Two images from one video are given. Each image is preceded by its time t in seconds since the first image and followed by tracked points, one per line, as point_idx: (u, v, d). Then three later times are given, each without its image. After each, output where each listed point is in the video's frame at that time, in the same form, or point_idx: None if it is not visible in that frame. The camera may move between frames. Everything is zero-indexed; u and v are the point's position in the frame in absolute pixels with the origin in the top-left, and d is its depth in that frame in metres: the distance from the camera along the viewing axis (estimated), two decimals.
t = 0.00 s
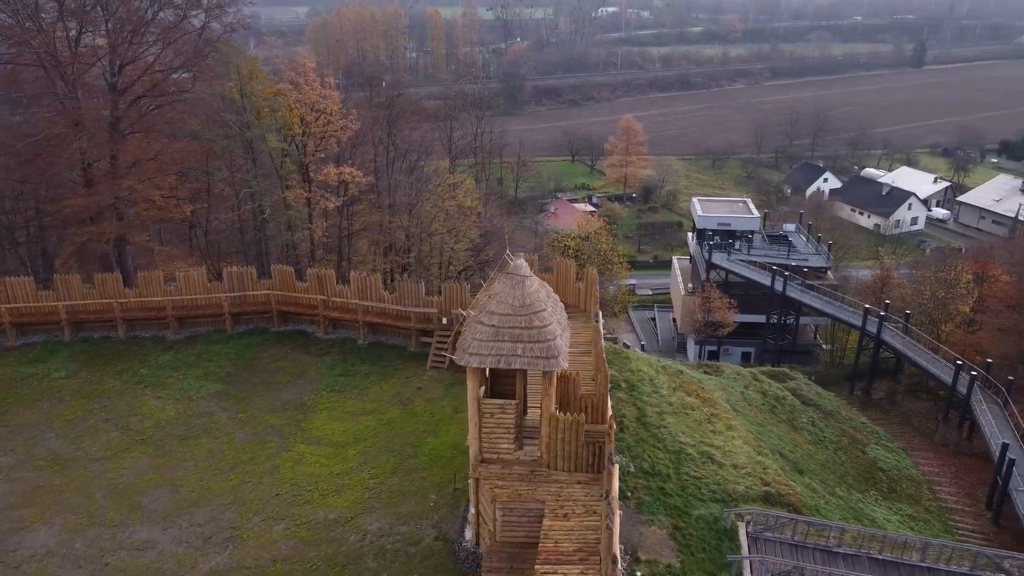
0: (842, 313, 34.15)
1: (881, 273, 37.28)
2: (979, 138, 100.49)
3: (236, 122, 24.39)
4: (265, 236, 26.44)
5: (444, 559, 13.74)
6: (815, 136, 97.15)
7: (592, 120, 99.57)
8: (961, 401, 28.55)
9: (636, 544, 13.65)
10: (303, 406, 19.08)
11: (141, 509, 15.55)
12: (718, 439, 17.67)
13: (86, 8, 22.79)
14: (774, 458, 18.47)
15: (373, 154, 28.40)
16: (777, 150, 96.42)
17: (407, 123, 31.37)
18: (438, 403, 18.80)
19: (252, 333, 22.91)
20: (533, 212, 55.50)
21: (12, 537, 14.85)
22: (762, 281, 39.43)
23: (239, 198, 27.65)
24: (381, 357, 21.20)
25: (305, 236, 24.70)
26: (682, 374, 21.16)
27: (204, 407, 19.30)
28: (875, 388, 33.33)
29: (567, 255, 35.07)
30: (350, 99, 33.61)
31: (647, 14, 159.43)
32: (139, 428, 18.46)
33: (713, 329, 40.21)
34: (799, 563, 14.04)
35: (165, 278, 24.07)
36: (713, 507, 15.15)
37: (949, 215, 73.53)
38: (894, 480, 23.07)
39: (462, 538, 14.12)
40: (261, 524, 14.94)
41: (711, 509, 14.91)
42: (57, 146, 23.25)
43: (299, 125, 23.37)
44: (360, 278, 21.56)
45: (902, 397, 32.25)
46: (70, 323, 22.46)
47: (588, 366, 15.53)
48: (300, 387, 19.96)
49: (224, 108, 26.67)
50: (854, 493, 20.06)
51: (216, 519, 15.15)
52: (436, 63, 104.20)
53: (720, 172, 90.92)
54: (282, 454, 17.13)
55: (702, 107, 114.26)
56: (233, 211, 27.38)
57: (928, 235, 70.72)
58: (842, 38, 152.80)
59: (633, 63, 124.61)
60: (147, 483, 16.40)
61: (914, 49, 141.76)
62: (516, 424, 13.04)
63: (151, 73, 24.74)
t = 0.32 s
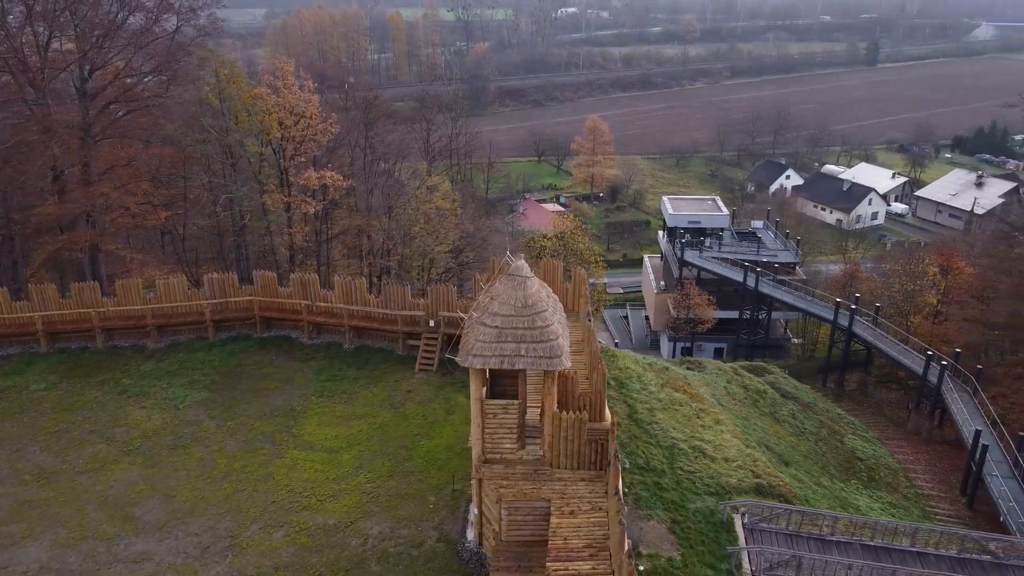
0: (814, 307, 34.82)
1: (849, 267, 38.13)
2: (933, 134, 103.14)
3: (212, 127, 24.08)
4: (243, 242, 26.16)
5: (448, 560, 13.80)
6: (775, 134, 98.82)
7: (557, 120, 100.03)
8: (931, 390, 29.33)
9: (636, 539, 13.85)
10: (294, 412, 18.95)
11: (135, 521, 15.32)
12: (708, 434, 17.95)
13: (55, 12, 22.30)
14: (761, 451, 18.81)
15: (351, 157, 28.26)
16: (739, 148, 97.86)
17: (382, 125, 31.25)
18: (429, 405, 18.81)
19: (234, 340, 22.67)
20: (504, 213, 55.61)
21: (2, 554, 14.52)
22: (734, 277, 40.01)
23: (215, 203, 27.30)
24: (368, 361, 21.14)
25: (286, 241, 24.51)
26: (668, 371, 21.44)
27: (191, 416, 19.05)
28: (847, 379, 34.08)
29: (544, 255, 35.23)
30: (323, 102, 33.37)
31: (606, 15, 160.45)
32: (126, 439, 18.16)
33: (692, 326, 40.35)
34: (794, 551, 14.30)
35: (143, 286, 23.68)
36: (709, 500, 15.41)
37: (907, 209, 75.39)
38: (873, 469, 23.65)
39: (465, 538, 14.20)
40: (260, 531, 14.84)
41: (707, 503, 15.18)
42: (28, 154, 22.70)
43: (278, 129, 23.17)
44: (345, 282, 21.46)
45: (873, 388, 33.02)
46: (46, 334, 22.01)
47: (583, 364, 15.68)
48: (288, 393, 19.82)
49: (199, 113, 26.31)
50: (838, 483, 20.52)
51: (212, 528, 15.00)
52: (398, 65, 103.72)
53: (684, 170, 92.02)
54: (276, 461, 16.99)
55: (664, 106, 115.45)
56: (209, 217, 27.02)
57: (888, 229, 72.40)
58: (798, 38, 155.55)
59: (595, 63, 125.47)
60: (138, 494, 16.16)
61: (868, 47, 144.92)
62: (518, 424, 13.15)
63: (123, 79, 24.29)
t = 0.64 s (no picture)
0: (788, 302, 35.44)
1: (821, 263, 38.90)
2: (892, 130, 105.48)
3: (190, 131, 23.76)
4: (224, 247, 25.90)
5: (451, 561, 13.87)
6: (740, 132, 100.19)
7: (524, 120, 100.29)
8: (904, 381, 30.06)
9: (637, 534, 14.05)
10: (285, 418, 18.83)
11: (129, 532, 15.11)
12: (699, 429, 18.23)
13: (25, 17, 21.80)
14: (750, 444, 19.14)
15: (330, 160, 28.10)
16: (705, 146, 99.04)
17: (359, 128, 31.09)
18: (422, 407, 18.82)
19: (219, 346, 22.44)
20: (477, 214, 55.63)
21: None
22: (708, 274, 40.53)
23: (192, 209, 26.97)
24: (357, 365, 21.08)
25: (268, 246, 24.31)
26: (655, 368, 21.71)
27: (179, 424, 18.83)
28: (822, 372, 34.75)
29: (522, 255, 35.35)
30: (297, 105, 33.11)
31: (569, 15, 161.14)
32: (115, 449, 17.89)
33: (674, 322, 41.04)
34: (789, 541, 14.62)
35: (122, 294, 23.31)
36: (704, 493, 15.66)
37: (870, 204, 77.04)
38: (853, 459, 24.19)
39: (467, 539, 14.28)
40: (259, 539, 14.75)
41: (703, 496, 15.43)
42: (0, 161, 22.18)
43: (259, 133, 22.97)
44: (331, 286, 21.37)
45: (848, 380, 33.74)
46: (24, 344, 21.56)
47: (578, 364, 15.88)
48: (277, 398, 19.69)
49: (174, 118, 25.94)
50: (822, 474, 20.97)
51: (211, 536, 14.87)
52: (363, 67, 103.06)
53: (652, 169, 92.90)
54: (270, 467, 16.88)
55: (630, 106, 116.36)
56: (187, 222, 26.66)
57: (852, 224, 73.88)
58: (758, 37, 157.80)
59: (561, 63, 126.07)
60: (131, 504, 15.93)
61: (827, 46, 147.63)
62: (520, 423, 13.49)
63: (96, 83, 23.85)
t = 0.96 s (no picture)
0: (761, 298, 36.07)
1: (790, 259, 39.69)
2: (848, 127, 107.85)
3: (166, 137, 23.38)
4: (202, 254, 25.57)
5: (456, 562, 13.93)
6: (701, 131, 101.59)
7: (488, 121, 100.40)
8: (875, 372, 30.83)
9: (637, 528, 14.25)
10: (274, 425, 18.69)
11: (124, 545, 14.88)
12: (688, 424, 18.53)
13: None
14: (737, 438, 19.50)
15: (306, 164, 27.89)
16: (668, 145, 100.24)
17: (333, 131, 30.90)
18: (413, 410, 18.82)
19: (200, 354, 22.16)
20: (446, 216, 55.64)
21: None
22: (681, 272, 41.05)
23: (167, 215, 26.56)
24: (344, 369, 21.00)
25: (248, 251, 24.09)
26: (640, 365, 22.00)
27: (167, 434, 18.57)
28: (795, 365, 35.47)
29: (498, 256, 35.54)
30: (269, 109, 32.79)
31: (528, 16, 161.64)
32: (102, 461, 17.56)
33: (653, 319, 42.28)
34: (784, 530, 14.94)
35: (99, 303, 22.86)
36: (699, 487, 15.93)
37: (830, 200, 78.74)
38: (832, 449, 24.77)
39: (469, 540, 14.35)
40: (259, 547, 14.63)
41: (698, 490, 15.69)
42: None
43: (237, 138, 22.77)
44: (316, 291, 21.25)
45: (820, 373, 34.50)
46: None
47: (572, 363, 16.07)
48: (265, 406, 19.52)
49: (147, 123, 25.48)
50: (805, 464, 21.45)
51: (209, 546, 14.72)
52: (323, 69, 102.16)
53: (616, 169, 93.73)
54: (264, 475, 16.75)
55: (592, 106, 117.20)
56: (162, 229, 26.22)
57: (813, 220, 75.45)
58: (715, 37, 160.09)
59: (522, 64, 126.45)
60: (123, 516, 15.68)
61: (782, 45, 150.35)
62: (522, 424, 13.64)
63: (66, 89, 23.32)
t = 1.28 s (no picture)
0: (736, 294, 36.62)
1: (763, 256, 40.35)
2: (809, 126, 109.76)
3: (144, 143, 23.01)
4: (181, 261, 25.21)
5: (460, 563, 14.00)
6: (667, 131, 102.62)
7: (454, 123, 100.27)
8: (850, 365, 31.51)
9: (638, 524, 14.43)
10: (266, 432, 18.56)
11: (120, 558, 14.65)
12: (679, 420, 18.79)
13: None
14: (726, 433, 19.83)
15: (285, 169, 27.67)
16: (635, 145, 101.10)
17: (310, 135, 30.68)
18: (405, 414, 18.82)
19: (184, 363, 21.88)
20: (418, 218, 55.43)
21: None
22: (656, 270, 41.50)
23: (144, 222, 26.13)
24: (333, 375, 20.92)
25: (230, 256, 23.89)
26: (627, 364, 22.23)
27: (156, 444, 18.31)
28: (770, 360, 36.09)
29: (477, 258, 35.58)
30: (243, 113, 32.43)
31: (490, 17, 161.76)
32: (90, 474, 17.24)
33: (635, 318, 42.97)
34: (779, 522, 15.21)
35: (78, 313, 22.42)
36: (694, 482, 16.17)
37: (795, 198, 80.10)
38: (813, 442, 25.26)
39: (472, 541, 14.42)
40: (259, 555, 14.52)
41: (694, 485, 15.96)
42: None
43: (218, 143, 22.62)
44: (302, 297, 21.14)
45: (795, 367, 35.12)
46: None
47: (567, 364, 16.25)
48: (254, 413, 19.36)
49: (122, 129, 25.04)
50: (789, 457, 21.87)
51: (208, 556, 14.57)
52: (286, 72, 101.08)
53: (584, 169, 94.26)
54: (259, 482, 16.62)
55: (558, 107, 117.71)
56: (139, 236, 25.78)
57: (779, 217, 76.68)
58: (677, 37, 161.81)
59: (487, 65, 126.46)
60: (117, 529, 15.44)
61: (742, 45, 152.50)
62: (525, 424, 13.76)
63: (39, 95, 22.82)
